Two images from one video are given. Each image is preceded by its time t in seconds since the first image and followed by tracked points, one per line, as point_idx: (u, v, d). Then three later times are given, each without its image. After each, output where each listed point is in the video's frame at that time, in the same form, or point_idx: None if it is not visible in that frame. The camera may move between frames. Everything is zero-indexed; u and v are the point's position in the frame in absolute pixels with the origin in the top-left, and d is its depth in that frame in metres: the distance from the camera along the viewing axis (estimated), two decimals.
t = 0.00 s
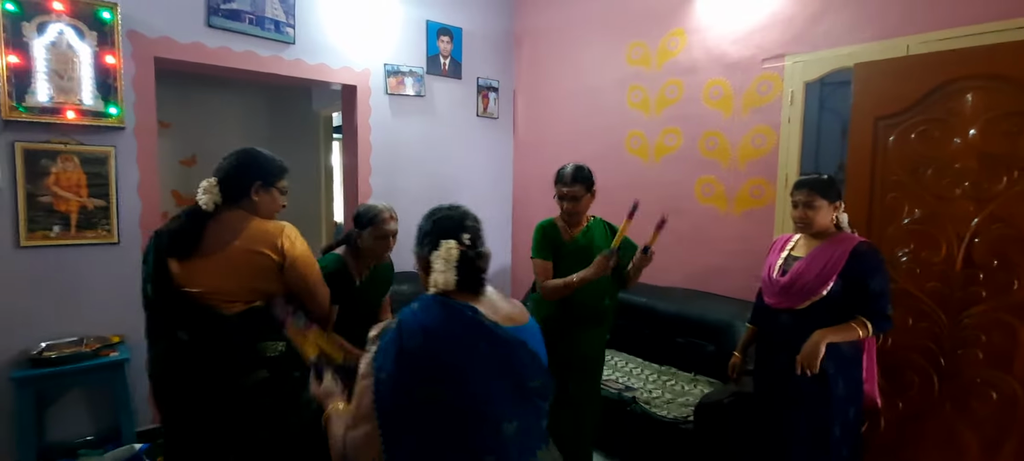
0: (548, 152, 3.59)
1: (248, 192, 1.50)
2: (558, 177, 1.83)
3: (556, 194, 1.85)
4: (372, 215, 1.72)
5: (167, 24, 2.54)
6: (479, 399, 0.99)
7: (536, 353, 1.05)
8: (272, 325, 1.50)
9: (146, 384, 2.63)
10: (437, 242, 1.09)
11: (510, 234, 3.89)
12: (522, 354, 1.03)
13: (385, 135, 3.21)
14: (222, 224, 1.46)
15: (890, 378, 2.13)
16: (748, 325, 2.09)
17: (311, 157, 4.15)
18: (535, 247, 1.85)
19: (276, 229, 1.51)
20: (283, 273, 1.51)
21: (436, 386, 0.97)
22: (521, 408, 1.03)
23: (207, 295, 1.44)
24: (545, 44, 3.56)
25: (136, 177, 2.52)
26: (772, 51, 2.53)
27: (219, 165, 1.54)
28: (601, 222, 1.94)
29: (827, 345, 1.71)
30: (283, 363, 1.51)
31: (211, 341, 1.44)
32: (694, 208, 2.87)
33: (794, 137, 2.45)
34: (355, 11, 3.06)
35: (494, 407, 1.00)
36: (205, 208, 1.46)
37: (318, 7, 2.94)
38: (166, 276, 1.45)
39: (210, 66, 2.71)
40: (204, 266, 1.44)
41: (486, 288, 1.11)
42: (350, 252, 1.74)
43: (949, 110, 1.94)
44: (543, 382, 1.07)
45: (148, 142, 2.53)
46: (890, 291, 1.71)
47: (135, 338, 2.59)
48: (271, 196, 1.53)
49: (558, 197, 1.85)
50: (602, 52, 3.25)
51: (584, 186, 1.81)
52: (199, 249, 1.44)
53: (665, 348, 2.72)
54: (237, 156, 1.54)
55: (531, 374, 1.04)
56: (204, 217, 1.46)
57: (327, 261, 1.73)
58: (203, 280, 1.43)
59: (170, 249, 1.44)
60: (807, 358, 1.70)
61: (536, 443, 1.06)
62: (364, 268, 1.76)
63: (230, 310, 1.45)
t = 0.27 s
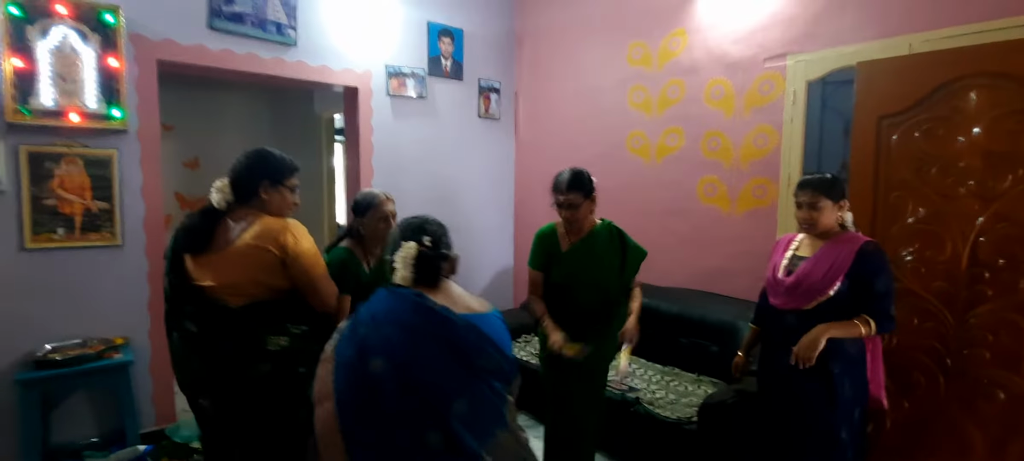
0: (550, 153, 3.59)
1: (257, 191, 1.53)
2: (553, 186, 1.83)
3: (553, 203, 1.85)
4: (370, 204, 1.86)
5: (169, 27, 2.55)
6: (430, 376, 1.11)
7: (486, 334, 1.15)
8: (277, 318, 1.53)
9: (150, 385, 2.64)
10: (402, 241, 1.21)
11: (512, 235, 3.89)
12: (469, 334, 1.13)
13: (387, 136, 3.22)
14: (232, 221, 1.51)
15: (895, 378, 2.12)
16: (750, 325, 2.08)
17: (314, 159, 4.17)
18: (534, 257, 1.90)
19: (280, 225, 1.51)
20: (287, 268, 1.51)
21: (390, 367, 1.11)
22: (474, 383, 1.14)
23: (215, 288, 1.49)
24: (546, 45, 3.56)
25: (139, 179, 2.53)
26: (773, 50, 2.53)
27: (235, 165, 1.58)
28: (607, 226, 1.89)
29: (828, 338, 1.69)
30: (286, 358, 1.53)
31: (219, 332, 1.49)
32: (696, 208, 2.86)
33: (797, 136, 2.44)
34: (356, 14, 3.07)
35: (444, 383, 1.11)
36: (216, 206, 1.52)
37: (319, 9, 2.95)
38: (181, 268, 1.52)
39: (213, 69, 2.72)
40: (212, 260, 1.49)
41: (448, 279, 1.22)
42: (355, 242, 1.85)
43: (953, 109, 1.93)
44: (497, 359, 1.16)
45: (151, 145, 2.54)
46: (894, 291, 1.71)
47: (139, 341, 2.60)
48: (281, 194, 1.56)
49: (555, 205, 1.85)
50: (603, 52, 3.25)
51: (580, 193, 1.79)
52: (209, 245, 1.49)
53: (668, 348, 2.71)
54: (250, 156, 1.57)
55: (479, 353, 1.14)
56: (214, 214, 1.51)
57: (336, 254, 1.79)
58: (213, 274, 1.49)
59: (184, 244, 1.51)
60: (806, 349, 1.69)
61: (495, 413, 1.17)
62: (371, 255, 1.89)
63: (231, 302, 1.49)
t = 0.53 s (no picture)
0: (550, 151, 3.57)
1: (240, 189, 1.61)
2: (540, 203, 1.65)
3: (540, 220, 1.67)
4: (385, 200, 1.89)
5: (167, 25, 2.54)
6: (393, 365, 1.15)
7: (450, 326, 1.16)
8: (256, 315, 1.57)
9: (148, 385, 2.62)
10: (389, 247, 1.26)
11: (512, 234, 3.88)
12: (431, 326, 1.15)
13: (386, 135, 3.20)
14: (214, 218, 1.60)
15: (898, 378, 2.10)
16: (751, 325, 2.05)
17: (313, 158, 4.15)
18: (528, 272, 1.80)
19: (255, 220, 1.56)
20: (263, 263, 1.55)
21: (358, 354, 1.18)
22: (437, 375, 1.16)
23: (199, 282, 1.58)
24: (546, 43, 3.54)
25: (136, 178, 2.52)
26: (775, 47, 2.51)
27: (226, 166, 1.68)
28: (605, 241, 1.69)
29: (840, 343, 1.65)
30: (266, 354, 1.58)
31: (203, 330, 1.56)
32: (697, 207, 2.84)
33: (798, 133, 2.42)
34: (355, 11, 3.06)
35: (407, 372, 1.15)
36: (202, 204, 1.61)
37: (318, 7, 2.93)
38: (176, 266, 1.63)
39: (211, 67, 2.71)
40: (197, 257, 1.58)
41: (432, 280, 1.25)
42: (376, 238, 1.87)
43: (957, 106, 1.91)
44: (463, 351, 1.17)
45: (148, 143, 2.53)
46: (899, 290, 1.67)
47: (137, 340, 2.58)
48: (266, 191, 1.62)
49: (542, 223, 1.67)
50: (603, 50, 3.23)
51: (569, 213, 1.63)
52: (196, 242, 1.59)
53: (669, 347, 2.70)
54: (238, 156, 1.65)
55: (444, 345, 1.15)
56: (199, 212, 1.61)
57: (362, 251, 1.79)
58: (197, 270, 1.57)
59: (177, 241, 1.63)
60: (819, 356, 1.65)
61: (459, 406, 1.18)
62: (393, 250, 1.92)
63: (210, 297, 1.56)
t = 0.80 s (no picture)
0: (548, 152, 3.58)
1: (228, 191, 1.68)
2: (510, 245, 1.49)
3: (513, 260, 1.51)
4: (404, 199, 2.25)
5: (165, 27, 2.53)
6: (373, 364, 1.17)
7: (432, 328, 1.16)
8: (244, 314, 1.67)
9: (147, 387, 2.63)
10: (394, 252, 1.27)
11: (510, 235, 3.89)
12: (411, 328, 1.16)
13: (385, 136, 3.21)
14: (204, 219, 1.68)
15: (893, 378, 2.11)
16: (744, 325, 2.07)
17: (311, 159, 4.16)
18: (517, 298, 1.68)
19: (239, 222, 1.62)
20: (246, 264, 1.62)
21: (345, 350, 1.22)
22: (416, 375, 1.17)
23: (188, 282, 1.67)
24: (544, 44, 3.55)
25: (135, 180, 2.52)
26: (771, 50, 2.52)
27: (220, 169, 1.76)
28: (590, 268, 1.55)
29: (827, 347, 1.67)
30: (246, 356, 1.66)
31: (189, 331, 1.66)
32: (694, 208, 2.85)
33: (795, 135, 2.43)
34: (353, 13, 3.06)
35: (385, 372, 1.17)
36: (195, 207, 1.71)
37: (316, 9, 2.93)
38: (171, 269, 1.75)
39: (209, 69, 2.71)
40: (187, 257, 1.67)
41: (434, 286, 1.25)
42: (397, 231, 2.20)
43: (951, 108, 1.92)
44: (445, 354, 1.17)
45: (146, 145, 2.53)
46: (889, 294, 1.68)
47: (136, 343, 2.59)
48: (255, 194, 1.69)
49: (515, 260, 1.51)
50: (601, 52, 3.24)
51: (544, 251, 1.46)
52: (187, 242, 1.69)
53: (665, 347, 2.71)
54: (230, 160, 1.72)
55: (423, 346, 1.16)
56: (192, 214, 1.70)
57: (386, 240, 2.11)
58: (188, 270, 1.66)
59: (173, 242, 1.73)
60: (808, 360, 1.65)
61: (437, 408, 1.18)
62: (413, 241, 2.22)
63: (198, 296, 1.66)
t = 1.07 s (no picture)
0: (545, 153, 3.58)
1: (218, 195, 1.68)
2: (495, 263, 1.44)
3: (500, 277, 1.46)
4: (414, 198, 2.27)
5: (159, 30, 2.52)
6: (348, 376, 1.17)
7: (403, 339, 1.13)
8: (232, 317, 1.65)
9: (143, 391, 2.62)
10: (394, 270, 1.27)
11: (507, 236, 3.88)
12: (382, 338, 1.14)
13: (381, 138, 3.20)
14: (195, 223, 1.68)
15: (891, 378, 2.11)
16: (733, 323, 2.06)
17: (308, 161, 4.15)
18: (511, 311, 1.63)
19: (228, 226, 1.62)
20: (232, 267, 1.61)
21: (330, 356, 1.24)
22: (381, 385, 1.14)
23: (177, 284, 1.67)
24: (540, 45, 3.55)
25: (130, 183, 2.50)
26: (767, 49, 2.52)
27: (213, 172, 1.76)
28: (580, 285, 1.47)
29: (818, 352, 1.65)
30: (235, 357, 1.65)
31: (179, 331, 1.64)
32: (691, 208, 2.85)
33: (791, 135, 2.43)
34: (349, 14, 3.05)
35: (355, 380, 1.16)
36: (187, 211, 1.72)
37: (311, 10, 2.93)
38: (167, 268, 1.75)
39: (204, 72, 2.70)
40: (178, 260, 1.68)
41: (430, 304, 1.23)
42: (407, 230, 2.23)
43: (948, 107, 1.92)
44: (414, 369, 1.13)
45: (141, 148, 2.52)
46: (882, 297, 1.66)
47: (132, 347, 2.57)
48: (244, 196, 1.68)
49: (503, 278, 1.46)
50: (597, 52, 3.24)
51: (527, 270, 1.39)
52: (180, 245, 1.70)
53: (663, 348, 2.70)
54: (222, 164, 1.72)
55: (392, 356, 1.13)
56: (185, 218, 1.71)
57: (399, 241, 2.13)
58: (177, 272, 1.66)
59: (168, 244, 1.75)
60: (798, 365, 1.64)
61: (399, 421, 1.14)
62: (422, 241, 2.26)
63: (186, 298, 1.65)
